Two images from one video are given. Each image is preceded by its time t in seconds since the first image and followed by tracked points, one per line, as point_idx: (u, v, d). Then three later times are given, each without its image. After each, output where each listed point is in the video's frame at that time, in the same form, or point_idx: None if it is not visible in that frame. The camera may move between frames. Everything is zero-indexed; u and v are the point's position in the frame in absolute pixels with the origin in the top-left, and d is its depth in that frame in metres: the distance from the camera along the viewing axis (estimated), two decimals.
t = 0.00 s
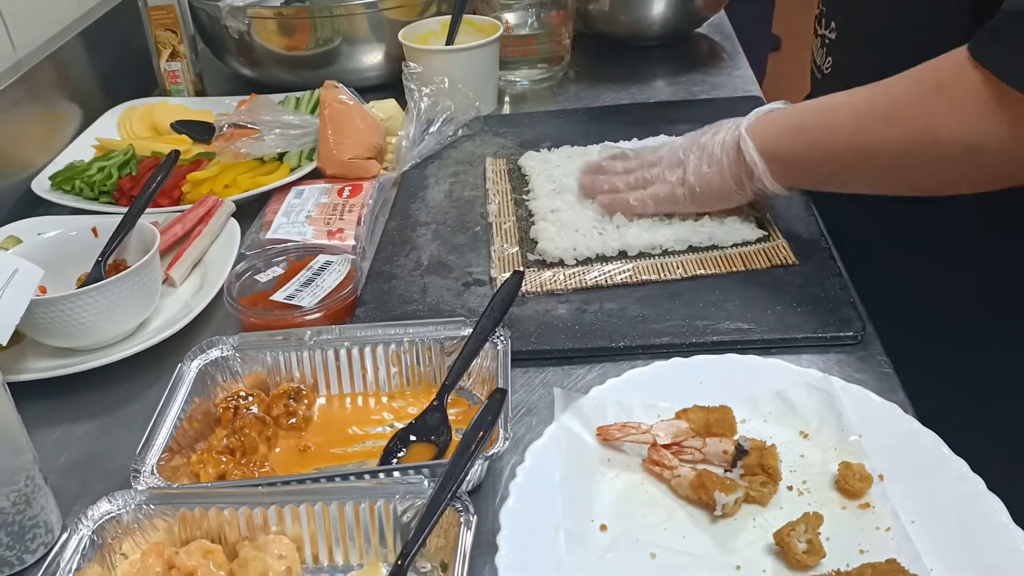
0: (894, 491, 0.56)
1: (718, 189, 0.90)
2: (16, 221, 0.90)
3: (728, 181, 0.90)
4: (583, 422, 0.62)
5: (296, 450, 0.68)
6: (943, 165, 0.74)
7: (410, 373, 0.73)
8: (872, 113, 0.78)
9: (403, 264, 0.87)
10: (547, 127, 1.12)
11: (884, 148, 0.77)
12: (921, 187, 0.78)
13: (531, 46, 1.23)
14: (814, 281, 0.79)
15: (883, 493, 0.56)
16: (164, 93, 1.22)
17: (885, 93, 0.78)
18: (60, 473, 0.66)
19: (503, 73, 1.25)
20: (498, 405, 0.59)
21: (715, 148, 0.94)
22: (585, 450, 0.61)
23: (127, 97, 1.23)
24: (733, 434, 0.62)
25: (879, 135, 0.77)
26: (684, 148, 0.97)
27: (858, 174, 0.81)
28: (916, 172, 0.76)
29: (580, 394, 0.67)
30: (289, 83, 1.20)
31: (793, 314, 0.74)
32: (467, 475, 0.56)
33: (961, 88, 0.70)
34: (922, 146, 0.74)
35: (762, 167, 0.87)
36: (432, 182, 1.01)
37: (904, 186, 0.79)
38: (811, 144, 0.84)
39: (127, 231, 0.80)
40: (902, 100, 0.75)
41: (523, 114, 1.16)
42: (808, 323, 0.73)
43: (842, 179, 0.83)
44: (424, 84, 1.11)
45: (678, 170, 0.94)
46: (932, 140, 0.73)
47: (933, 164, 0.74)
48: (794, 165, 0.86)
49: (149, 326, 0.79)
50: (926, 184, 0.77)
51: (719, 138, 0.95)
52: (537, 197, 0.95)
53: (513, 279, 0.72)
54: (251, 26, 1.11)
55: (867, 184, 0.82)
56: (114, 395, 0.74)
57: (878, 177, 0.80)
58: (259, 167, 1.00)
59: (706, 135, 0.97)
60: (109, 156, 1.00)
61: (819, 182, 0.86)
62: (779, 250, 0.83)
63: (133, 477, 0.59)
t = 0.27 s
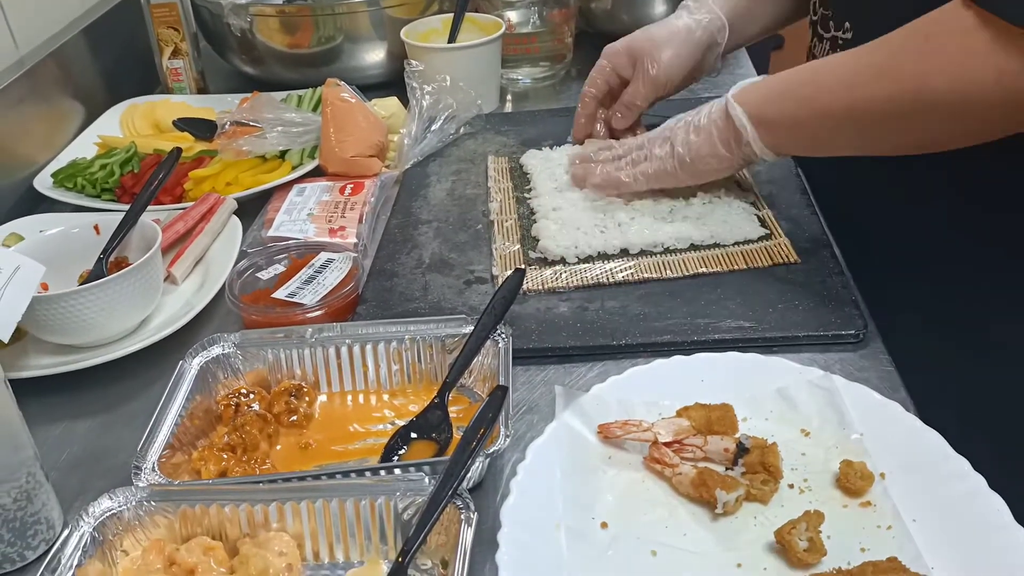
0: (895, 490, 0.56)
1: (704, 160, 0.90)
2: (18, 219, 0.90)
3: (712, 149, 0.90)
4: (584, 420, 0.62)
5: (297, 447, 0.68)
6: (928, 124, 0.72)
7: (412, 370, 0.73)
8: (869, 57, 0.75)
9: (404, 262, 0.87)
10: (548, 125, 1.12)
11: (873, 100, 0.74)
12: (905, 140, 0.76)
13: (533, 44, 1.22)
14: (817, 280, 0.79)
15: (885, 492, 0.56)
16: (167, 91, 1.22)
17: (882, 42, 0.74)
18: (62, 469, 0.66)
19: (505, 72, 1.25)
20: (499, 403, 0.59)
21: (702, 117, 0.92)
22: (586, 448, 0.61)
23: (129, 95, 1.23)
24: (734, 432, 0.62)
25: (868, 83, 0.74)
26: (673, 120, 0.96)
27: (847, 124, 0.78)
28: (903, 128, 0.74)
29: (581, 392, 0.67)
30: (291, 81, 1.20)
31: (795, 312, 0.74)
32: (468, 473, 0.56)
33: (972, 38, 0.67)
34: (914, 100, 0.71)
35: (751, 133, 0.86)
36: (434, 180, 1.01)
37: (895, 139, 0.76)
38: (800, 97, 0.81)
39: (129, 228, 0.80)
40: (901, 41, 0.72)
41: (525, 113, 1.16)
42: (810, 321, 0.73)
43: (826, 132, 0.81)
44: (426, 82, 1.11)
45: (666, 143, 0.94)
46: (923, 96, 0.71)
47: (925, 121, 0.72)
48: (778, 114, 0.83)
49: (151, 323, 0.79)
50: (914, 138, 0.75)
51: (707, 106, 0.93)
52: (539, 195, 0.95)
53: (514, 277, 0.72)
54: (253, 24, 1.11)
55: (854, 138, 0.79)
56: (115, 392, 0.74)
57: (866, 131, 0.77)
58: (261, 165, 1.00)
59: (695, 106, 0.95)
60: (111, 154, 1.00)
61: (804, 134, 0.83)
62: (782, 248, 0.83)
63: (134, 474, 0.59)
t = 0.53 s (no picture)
0: (899, 490, 0.56)
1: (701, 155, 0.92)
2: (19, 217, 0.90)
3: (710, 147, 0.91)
4: (586, 419, 0.62)
5: (298, 446, 0.68)
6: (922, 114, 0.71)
7: (413, 370, 0.73)
8: (855, 55, 0.76)
9: (406, 261, 0.86)
10: (551, 124, 1.12)
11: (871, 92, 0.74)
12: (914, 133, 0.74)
13: (536, 43, 1.22)
14: (820, 279, 0.78)
15: (888, 492, 0.56)
16: (169, 90, 1.22)
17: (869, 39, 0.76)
18: (63, 468, 0.66)
19: (506, 70, 1.25)
20: (501, 402, 0.58)
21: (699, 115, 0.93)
22: (588, 448, 0.60)
23: (131, 94, 1.23)
24: (737, 432, 0.62)
25: (860, 77, 0.75)
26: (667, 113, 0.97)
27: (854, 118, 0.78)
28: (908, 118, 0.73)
29: (583, 391, 0.67)
30: (293, 80, 1.20)
31: (799, 312, 0.74)
32: (469, 472, 0.56)
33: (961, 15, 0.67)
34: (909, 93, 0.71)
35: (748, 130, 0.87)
36: (436, 179, 1.01)
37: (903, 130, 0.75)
38: (800, 90, 0.81)
39: (130, 227, 0.80)
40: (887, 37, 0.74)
41: (527, 111, 1.16)
42: (813, 320, 0.73)
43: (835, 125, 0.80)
44: (428, 80, 1.11)
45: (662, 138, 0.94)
46: (922, 83, 0.70)
47: (926, 104, 0.71)
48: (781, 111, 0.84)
49: (152, 321, 0.79)
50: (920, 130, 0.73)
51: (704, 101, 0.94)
52: (541, 194, 0.95)
53: (516, 276, 0.71)
54: (255, 22, 1.11)
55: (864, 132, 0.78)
56: (117, 391, 0.74)
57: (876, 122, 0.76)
58: (262, 163, 1.00)
59: (689, 99, 0.96)
60: (113, 152, 1.00)
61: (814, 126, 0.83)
62: (784, 247, 0.83)
63: (135, 474, 0.59)
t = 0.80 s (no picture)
0: (901, 491, 0.56)
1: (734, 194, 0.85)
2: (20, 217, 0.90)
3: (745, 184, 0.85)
4: (587, 420, 0.62)
5: (300, 447, 0.68)
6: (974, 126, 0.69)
7: (415, 370, 0.73)
8: (883, 87, 0.75)
9: (408, 262, 0.87)
10: (552, 124, 1.12)
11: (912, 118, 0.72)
12: (965, 151, 0.71)
13: (537, 43, 1.22)
14: (822, 280, 0.78)
15: (890, 493, 0.56)
16: (170, 90, 1.22)
17: (895, 70, 0.75)
18: (65, 468, 0.66)
19: (508, 70, 1.25)
20: (503, 403, 0.58)
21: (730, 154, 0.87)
22: (590, 449, 0.60)
23: (132, 94, 1.23)
24: (738, 433, 0.62)
25: (895, 106, 0.73)
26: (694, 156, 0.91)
27: (896, 151, 0.75)
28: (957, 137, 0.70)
29: (584, 392, 0.67)
30: (295, 80, 1.20)
31: (800, 312, 0.74)
32: (471, 473, 0.56)
33: (990, 31, 0.68)
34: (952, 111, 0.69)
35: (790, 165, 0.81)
36: (437, 179, 1.01)
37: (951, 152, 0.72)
38: (829, 133, 0.78)
39: (132, 227, 0.80)
40: (915, 66, 0.73)
41: (528, 111, 1.16)
42: (814, 321, 0.73)
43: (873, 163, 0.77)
44: (429, 81, 1.11)
45: (688, 181, 0.87)
46: (966, 100, 0.68)
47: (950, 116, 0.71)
48: (811, 156, 0.81)
49: (154, 322, 0.79)
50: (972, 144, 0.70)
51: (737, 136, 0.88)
52: (543, 194, 0.95)
53: (518, 277, 0.71)
54: (257, 22, 1.11)
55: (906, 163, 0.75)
56: (118, 391, 0.74)
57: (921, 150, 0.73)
58: (264, 164, 1.00)
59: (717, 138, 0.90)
60: (115, 152, 1.00)
61: (851, 168, 0.79)
62: (786, 248, 0.83)
63: (137, 473, 0.59)
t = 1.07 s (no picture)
0: (902, 492, 0.56)
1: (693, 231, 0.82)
2: (23, 217, 0.90)
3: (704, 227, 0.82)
4: (588, 421, 0.62)
5: (302, 447, 0.68)
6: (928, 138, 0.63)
7: (416, 371, 0.73)
8: (834, 103, 0.70)
9: (409, 262, 0.87)
10: (554, 125, 1.12)
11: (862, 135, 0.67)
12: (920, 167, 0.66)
13: (539, 44, 1.22)
14: (824, 282, 0.78)
15: (890, 494, 0.56)
16: (173, 90, 1.22)
17: (846, 86, 0.70)
18: (67, 468, 0.66)
19: (510, 70, 1.25)
20: (504, 404, 0.58)
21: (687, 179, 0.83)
22: (591, 450, 0.60)
23: (134, 94, 1.23)
24: (739, 434, 0.62)
25: (844, 122, 0.68)
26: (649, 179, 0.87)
27: (849, 168, 0.69)
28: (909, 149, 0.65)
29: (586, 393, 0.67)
30: (297, 80, 1.20)
31: (801, 314, 0.74)
32: (472, 474, 0.56)
33: (949, 40, 0.61)
34: (904, 123, 0.64)
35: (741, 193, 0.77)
36: (439, 180, 1.01)
37: (904, 170, 0.66)
38: (778, 155, 0.74)
39: (134, 227, 0.80)
40: (865, 81, 0.68)
41: (530, 112, 1.16)
42: (815, 323, 0.73)
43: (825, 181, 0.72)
44: (431, 82, 1.11)
45: (642, 203, 0.85)
46: (917, 112, 0.63)
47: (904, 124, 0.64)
48: (761, 177, 0.76)
49: (156, 322, 0.79)
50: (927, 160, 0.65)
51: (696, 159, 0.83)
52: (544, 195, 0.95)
53: (518, 278, 0.71)
54: (258, 23, 1.11)
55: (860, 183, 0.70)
56: (120, 391, 0.74)
57: (876, 166, 0.68)
58: (266, 164, 1.01)
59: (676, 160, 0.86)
60: (117, 152, 1.01)
61: (802, 189, 0.75)
62: (788, 249, 0.83)
63: (139, 473, 0.59)
